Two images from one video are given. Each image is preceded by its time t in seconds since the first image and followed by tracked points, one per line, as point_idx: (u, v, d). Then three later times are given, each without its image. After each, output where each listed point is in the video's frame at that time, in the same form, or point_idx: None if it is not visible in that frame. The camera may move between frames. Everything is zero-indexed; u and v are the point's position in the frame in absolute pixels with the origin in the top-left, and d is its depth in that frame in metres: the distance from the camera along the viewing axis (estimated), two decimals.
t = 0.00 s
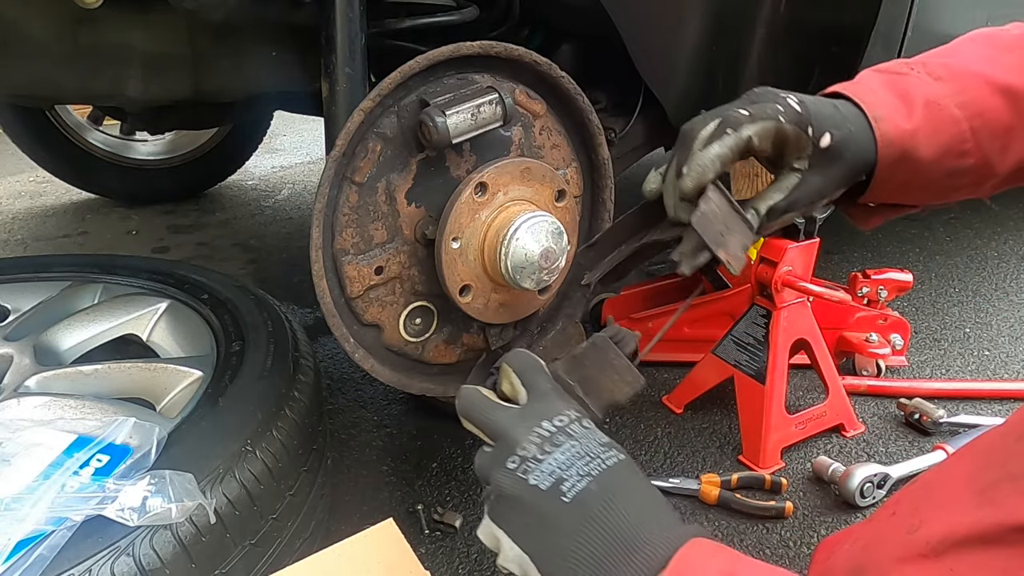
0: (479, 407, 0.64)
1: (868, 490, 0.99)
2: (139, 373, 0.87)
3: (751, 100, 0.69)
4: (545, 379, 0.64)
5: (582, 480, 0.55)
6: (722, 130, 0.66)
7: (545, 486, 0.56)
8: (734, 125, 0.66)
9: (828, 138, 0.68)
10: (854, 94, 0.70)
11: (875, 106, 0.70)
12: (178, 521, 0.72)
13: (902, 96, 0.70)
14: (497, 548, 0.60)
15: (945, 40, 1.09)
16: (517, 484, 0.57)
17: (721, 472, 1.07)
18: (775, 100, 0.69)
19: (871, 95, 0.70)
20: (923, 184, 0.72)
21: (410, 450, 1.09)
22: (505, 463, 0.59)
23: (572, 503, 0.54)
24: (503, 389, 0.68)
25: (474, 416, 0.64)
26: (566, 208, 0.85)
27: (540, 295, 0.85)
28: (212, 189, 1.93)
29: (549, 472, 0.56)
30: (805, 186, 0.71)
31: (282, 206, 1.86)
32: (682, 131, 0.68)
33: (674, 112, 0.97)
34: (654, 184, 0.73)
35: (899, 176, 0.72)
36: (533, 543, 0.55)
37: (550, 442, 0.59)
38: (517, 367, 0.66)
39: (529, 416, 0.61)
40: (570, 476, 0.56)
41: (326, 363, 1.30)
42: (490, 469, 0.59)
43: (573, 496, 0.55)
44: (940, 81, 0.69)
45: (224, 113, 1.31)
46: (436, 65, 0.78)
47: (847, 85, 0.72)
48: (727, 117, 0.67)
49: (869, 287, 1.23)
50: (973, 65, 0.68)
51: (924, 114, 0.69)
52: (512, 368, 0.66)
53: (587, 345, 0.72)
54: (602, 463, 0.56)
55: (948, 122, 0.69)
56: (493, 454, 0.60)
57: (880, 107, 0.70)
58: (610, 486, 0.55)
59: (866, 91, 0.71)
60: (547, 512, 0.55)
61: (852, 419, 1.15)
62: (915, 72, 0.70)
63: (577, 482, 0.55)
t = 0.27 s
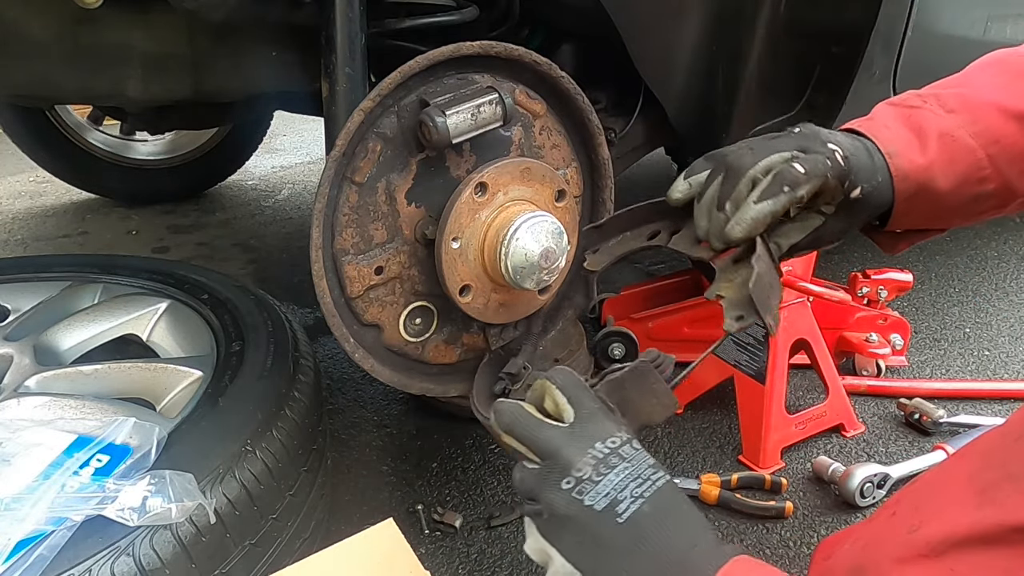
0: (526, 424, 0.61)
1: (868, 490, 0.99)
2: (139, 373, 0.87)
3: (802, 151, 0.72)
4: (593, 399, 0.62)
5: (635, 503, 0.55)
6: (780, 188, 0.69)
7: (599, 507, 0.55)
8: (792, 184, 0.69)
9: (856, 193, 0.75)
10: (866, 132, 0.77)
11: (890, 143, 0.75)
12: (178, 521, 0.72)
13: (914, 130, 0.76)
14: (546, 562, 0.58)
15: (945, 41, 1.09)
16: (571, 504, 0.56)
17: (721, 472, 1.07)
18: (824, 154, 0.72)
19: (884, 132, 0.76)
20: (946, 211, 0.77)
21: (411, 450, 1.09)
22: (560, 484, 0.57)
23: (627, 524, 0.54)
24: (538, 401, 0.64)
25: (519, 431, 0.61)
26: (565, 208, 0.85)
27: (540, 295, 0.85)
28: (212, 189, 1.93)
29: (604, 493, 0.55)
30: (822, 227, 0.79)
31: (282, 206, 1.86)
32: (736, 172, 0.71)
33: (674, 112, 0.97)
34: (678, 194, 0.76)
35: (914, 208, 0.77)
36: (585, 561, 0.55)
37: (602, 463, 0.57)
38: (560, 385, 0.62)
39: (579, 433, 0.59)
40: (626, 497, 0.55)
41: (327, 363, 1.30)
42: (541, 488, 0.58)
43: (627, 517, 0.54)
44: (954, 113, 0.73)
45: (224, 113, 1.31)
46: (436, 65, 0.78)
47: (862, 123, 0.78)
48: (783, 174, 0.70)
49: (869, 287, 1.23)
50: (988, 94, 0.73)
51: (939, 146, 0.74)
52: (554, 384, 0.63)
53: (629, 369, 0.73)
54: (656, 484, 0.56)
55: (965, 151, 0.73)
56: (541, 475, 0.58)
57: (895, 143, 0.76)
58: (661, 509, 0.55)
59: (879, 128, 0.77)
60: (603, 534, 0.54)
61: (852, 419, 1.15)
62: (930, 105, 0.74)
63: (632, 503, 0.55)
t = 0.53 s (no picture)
0: (576, 404, 0.60)
1: (868, 490, 0.99)
2: (139, 373, 0.87)
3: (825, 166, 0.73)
4: (638, 380, 0.62)
5: (691, 475, 0.56)
6: (807, 206, 0.71)
7: (656, 478, 0.56)
8: (819, 203, 0.71)
9: (871, 207, 0.77)
10: (871, 139, 0.79)
11: (895, 151, 0.78)
12: (178, 521, 0.72)
13: (917, 138, 0.78)
14: (593, 539, 0.57)
15: (945, 42, 1.08)
16: (629, 475, 0.56)
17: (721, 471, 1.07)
18: (847, 170, 0.74)
19: (888, 140, 0.78)
20: (950, 216, 0.80)
21: (411, 450, 1.09)
22: (617, 454, 0.57)
23: (683, 497, 0.55)
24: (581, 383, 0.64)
25: (564, 408, 0.61)
26: (565, 208, 0.85)
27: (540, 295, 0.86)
28: (212, 189, 1.93)
29: (661, 464, 0.56)
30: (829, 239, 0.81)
31: (282, 206, 1.86)
32: (763, 185, 0.72)
33: (673, 112, 0.97)
34: (692, 192, 0.78)
35: (920, 214, 0.79)
36: (638, 533, 0.55)
37: (659, 435, 0.58)
38: (608, 366, 0.63)
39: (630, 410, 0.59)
40: (681, 470, 0.56)
41: (326, 363, 1.30)
42: (595, 461, 0.58)
43: (684, 490, 0.55)
44: (956, 120, 0.76)
45: (224, 113, 1.31)
46: (436, 65, 0.78)
47: (866, 131, 0.80)
48: (810, 191, 0.71)
49: (869, 287, 1.24)
50: (987, 100, 0.75)
51: (942, 153, 0.76)
52: (600, 365, 0.64)
53: (670, 357, 0.72)
54: (708, 461, 0.57)
55: (966, 157, 0.76)
56: (594, 450, 0.58)
57: (900, 151, 0.78)
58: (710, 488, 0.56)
59: (884, 136, 0.79)
60: (660, 505, 0.55)
61: (853, 419, 1.15)
62: (931, 112, 0.77)
63: (688, 476, 0.56)
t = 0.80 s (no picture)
0: (619, 399, 0.61)
1: (868, 489, 0.99)
2: (139, 373, 0.87)
3: (828, 199, 0.79)
4: (676, 373, 0.64)
5: (741, 463, 0.59)
6: (812, 242, 0.76)
7: (709, 468, 0.58)
8: (823, 239, 0.77)
9: (862, 232, 0.84)
10: (861, 158, 0.85)
11: (884, 170, 0.84)
12: (178, 521, 0.72)
13: (905, 158, 0.84)
14: (646, 530, 0.60)
15: (945, 42, 1.08)
16: (685, 466, 0.58)
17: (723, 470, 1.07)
18: (847, 203, 0.79)
19: (877, 160, 0.85)
20: (940, 229, 0.86)
21: (411, 450, 1.09)
22: (669, 445, 0.59)
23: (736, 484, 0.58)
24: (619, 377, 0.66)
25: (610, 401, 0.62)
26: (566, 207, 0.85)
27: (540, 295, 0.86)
28: (212, 189, 1.93)
29: (713, 454, 0.59)
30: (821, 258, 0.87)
31: (282, 206, 1.86)
32: (771, 216, 0.78)
33: (674, 112, 0.96)
34: (695, 209, 0.83)
35: (912, 227, 0.85)
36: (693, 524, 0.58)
37: (708, 425, 0.60)
38: (644, 360, 0.65)
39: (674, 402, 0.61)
40: (731, 459, 0.59)
41: (326, 363, 1.30)
42: (644, 455, 0.59)
43: (736, 477, 0.59)
44: (940, 139, 0.82)
45: (224, 113, 1.31)
46: (436, 65, 0.78)
47: (855, 151, 0.87)
48: (814, 226, 0.77)
49: (869, 287, 1.24)
50: (970, 119, 0.82)
51: (928, 171, 0.83)
52: (637, 359, 0.65)
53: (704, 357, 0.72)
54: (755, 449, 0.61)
55: (952, 175, 0.82)
56: (641, 442, 0.60)
57: (888, 170, 0.84)
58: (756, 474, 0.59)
59: (873, 155, 0.86)
60: (713, 493, 0.58)
61: (853, 420, 1.15)
62: (917, 132, 0.83)
63: (739, 464, 0.59)
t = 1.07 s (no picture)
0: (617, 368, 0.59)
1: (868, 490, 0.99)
2: (139, 373, 0.87)
3: (826, 202, 0.79)
4: (672, 339, 0.61)
5: (743, 420, 0.55)
6: (812, 245, 0.76)
7: (710, 425, 0.55)
8: (823, 242, 0.77)
9: (858, 233, 0.84)
10: (853, 158, 0.86)
11: (876, 170, 0.85)
12: (178, 521, 0.72)
13: (896, 157, 0.85)
14: (652, 494, 0.56)
15: (945, 42, 1.08)
16: (685, 424, 0.54)
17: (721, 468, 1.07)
18: (845, 206, 0.80)
19: (868, 159, 0.86)
20: (930, 229, 0.86)
21: (411, 450, 1.09)
22: (667, 405, 0.55)
23: (741, 440, 0.54)
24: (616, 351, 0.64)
25: (604, 372, 0.59)
26: (566, 207, 0.85)
27: (540, 295, 0.86)
28: (212, 189, 1.93)
29: (714, 411, 0.55)
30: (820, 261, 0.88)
31: (282, 206, 1.86)
32: (769, 220, 0.78)
33: (674, 113, 0.95)
34: (692, 213, 0.84)
35: (903, 227, 0.85)
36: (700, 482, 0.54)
37: (706, 383, 0.56)
38: (639, 329, 0.63)
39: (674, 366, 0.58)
40: (733, 415, 0.55)
41: (326, 363, 1.30)
42: (643, 417, 0.56)
43: (739, 434, 0.54)
44: (931, 138, 0.83)
45: (224, 113, 1.31)
46: (436, 65, 0.77)
47: (848, 150, 0.87)
48: (815, 230, 0.77)
49: (869, 287, 1.24)
50: (961, 119, 0.83)
51: (918, 170, 0.83)
52: (631, 331, 0.63)
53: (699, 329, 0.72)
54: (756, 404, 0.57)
55: (942, 174, 0.83)
56: (639, 408, 0.56)
57: (880, 170, 0.85)
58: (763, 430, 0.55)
59: (864, 155, 0.86)
60: (718, 452, 0.54)
61: (853, 420, 1.15)
62: (908, 131, 0.84)
63: (741, 420, 0.55)
